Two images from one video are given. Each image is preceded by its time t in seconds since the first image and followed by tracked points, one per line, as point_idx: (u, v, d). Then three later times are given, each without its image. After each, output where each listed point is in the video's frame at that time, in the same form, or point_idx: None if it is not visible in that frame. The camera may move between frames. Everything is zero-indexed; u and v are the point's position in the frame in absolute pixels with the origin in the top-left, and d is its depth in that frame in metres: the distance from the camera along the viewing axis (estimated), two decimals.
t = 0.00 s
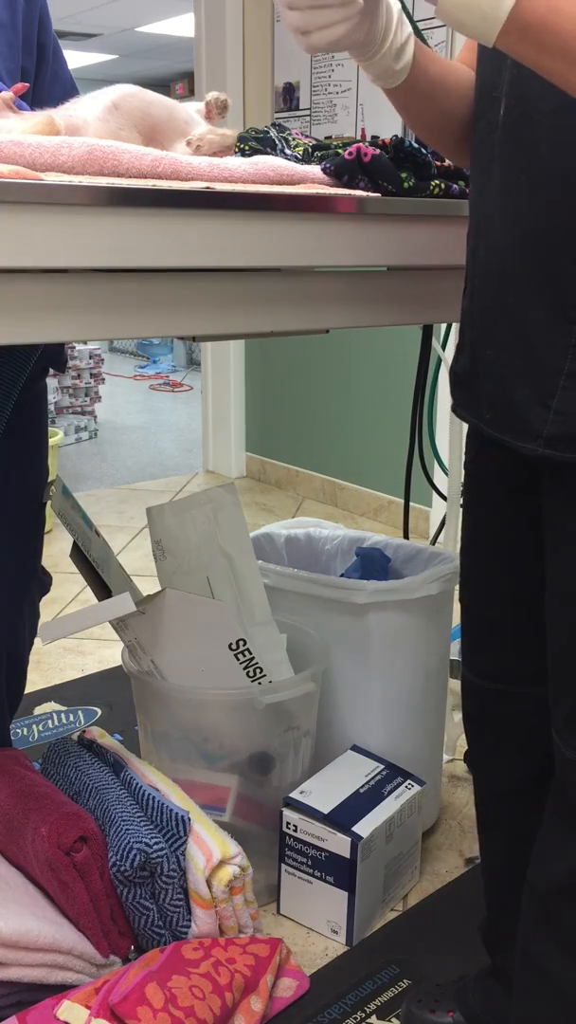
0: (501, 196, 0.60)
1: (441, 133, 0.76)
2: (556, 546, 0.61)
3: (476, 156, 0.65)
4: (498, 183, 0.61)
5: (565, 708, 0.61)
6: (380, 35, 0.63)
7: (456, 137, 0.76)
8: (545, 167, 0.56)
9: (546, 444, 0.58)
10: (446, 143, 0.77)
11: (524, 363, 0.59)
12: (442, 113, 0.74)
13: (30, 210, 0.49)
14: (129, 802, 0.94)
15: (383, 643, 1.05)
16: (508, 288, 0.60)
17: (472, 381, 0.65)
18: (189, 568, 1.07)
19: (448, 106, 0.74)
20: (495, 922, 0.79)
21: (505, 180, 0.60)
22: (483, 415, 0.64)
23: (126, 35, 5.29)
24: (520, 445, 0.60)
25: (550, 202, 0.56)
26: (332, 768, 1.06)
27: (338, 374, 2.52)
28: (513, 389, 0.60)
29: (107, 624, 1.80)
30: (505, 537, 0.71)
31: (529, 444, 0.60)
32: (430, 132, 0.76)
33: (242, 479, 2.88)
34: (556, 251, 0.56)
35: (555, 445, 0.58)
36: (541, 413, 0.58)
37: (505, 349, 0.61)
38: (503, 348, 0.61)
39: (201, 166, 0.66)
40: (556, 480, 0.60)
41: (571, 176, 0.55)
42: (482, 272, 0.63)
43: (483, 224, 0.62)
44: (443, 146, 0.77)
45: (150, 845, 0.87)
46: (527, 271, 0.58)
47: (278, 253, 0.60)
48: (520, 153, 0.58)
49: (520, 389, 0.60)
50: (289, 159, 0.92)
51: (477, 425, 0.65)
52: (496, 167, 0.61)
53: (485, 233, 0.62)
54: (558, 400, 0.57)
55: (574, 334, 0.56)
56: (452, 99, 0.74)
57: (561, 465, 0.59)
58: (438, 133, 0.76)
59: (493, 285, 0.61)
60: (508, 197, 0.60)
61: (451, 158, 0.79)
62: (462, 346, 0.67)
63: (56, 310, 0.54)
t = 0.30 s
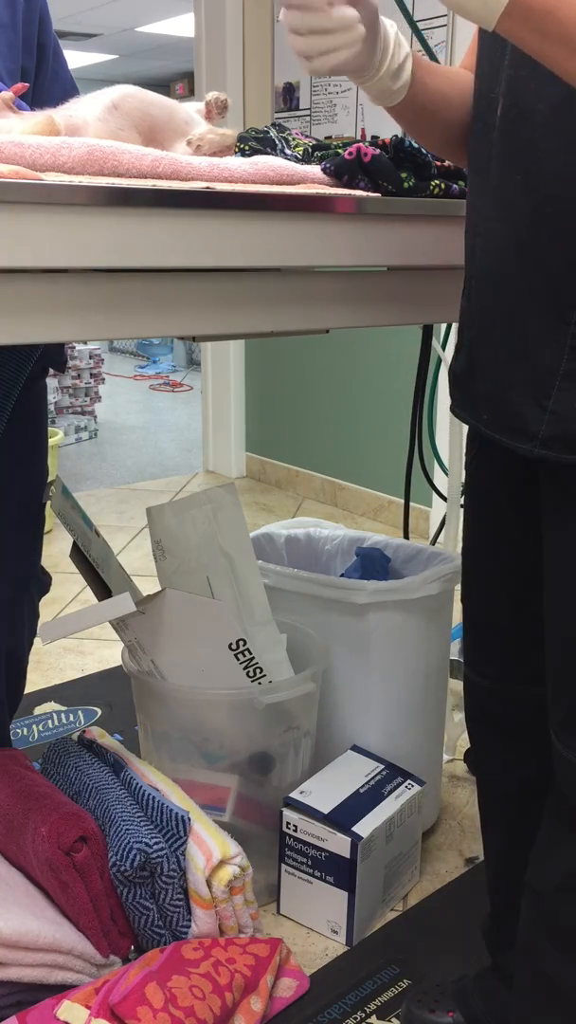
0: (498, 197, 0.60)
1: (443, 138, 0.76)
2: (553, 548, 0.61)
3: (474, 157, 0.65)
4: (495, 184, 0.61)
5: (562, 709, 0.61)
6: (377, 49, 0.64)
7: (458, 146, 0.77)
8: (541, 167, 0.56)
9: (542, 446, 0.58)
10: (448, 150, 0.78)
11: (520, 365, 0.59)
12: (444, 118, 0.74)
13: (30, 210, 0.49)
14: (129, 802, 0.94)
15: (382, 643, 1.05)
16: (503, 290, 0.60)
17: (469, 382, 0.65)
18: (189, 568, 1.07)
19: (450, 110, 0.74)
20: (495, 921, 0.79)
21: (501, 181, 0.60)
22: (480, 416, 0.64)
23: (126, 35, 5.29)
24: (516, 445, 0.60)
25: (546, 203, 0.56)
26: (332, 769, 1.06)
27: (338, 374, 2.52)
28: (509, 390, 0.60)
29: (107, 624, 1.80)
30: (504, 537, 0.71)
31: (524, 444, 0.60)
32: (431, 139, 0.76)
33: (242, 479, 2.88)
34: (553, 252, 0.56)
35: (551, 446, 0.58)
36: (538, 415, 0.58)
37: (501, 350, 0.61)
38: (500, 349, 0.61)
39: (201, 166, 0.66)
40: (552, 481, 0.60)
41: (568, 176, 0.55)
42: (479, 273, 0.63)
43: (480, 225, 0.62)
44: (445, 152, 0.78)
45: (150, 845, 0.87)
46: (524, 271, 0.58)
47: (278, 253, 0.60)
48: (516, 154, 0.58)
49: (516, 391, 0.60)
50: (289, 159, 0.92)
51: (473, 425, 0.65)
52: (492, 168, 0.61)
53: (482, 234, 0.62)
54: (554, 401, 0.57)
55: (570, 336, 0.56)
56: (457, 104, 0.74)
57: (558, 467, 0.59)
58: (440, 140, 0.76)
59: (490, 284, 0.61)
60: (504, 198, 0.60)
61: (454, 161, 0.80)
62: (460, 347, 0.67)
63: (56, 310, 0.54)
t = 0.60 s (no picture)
0: (497, 197, 0.60)
1: (445, 133, 0.76)
2: (553, 548, 0.61)
3: (474, 157, 0.65)
4: (494, 184, 0.61)
5: (561, 709, 0.61)
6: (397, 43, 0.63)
7: (459, 142, 0.77)
8: (541, 167, 0.56)
9: (541, 446, 0.58)
10: (449, 146, 0.78)
11: (520, 365, 0.59)
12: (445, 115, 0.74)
13: (30, 210, 0.49)
14: (129, 802, 0.94)
15: (382, 643, 1.05)
16: (503, 290, 0.60)
17: (469, 382, 0.65)
18: (189, 568, 1.07)
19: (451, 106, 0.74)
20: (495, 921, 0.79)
21: (501, 181, 0.60)
22: (480, 417, 0.64)
23: (126, 35, 5.29)
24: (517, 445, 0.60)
25: (545, 203, 0.56)
26: (332, 769, 1.06)
27: (338, 374, 2.52)
28: (509, 390, 0.60)
29: (107, 624, 1.80)
30: (504, 537, 0.71)
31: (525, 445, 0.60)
32: (433, 132, 0.76)
33: (242, 479, 2.88)
34: (551, 252, 0.56)
35: (550, 446, 0.58)
36: (537, 415, 0.58)
37: (501, 351, 0.61)
38: (499, 349, 0.61)
39: (201, 166, 0.66)
40: (552, 482, 0.60)
41: (566, 177, 0.55)
42: (479, 273, 0.63)
43: (480, 225, 0.62)
44: (445, 147, 0.78)
45: (150, 846, 0.87)
46: (523, 272, 0.58)
47: (278, 253, 0.60)
48: (515, 155, 0.58)
49: (515, 391, 0.60)
50: (289, 159, 0.92)
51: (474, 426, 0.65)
52: (492, 168, 0.61)
53: (482, 234, 0.62)
54: (553, 402, 0.57)
55: (569, 336, 0.56)
56: (459, 101, 0.74)
57: (558, 467, 0.59)
58: (443, 135, 0.76)
59: (490, 285, 0.61)
60: (503, 199, 0.60)
61: (454, 159, 0.80)
62: (460, 347, 0.67)
63: (55, 310, 0.54)
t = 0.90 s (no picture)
0: (499, 199, 0.61)
1: (445, 136, 0.76)
2: (555, 548, 0.61)
3: (476, 158, 0.65)
4: (496, 185, 0.61)
5: (563, 709, 0.61)
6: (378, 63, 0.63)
7: (458, 143, 0.77)
8: (543, 168, 0.56)
9: (544, 447, 0.58)
10: (450, 147, 0.77)
11: (523, 366, 0.59)
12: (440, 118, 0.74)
13: (29, 210, 0.48)
14: (129, 802, 0.94)
15: (382, 643, 1.05)
16: (505, 291, 0.60)
17: (472, 383, 0.65)
18: (189, 568, 1.07)
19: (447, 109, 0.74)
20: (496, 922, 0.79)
21: (503, 182, 0.60)
22: (483, 417, 0.64)
23: (126, 35, 5.29)
24: (519, 446, 0.60)
25: (547, 203, 0.56)
26: (332, 769, 1.06)
27: (338, 374, 2.52)
28: (511, 391, 0.60)
29: (107, 624, 1.80)
30: (505, 538, 0.71)
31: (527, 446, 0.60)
32: (432, 136, 0.76)
33: (242, 479, 2.88)
34: (553, 253, 0.56)
35: (553, 447, 0.58)
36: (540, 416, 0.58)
37: (504, 351, 0.61)
38: (501, 350, 0.61)
39: (201, 166, 0.66)
40: (554, 482, 0.60)
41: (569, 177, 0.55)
42: (481, 274, 0.63)
43: (482, 226, 0.62)
44: (445, 149, 0.77)
45: (150, 846, 0.87)
46: (525, 272, 0.58)
47: (278, 253, 0.60)
48: (517, 155, 0.58)
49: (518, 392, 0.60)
50: (289, 159, 0.92)
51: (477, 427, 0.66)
52: (494, 169, 0.61)
53: (484, 235, 0.62)
54: (556, 402, 0.57)
55: (572, 336, 0.56)
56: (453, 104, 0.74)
57: (561, 468, 0.59)
58: (443, 137, 0.76)
59: (491, 287, 0.62)
60: (505, 199, 0.60)
61: (454, 161, 0.80)
62: (462, 348, 0.67)
63: (54, 310, 0.54)
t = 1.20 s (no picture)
0: (501, 198, 0.60)
1: (444, 136, 0.75)
2: (556, 548, 0.61)
3: (477, 158, 0.65)
4: (498, 185, 0.61)
5: (565, 710, 0.61)
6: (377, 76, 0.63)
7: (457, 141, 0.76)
8: (544, 168, 0.56)
9: (547, 447, 0.58)
10: (449, 147, 0.77)
11: (524, 366, 0.59)
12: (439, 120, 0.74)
13: (29, 210, 0.48)
14: (129, 802, 0.94)
15: (382, 643, 1.05)
16: (506, 292, 0.60)
17: (473, 383, 0.65)
18: (189, 568, 1.07)
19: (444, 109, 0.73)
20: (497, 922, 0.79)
21: (504, 182, 0.60)
22: (483, 417, 0.64)
23: (126, 35, 5.29)
24: (520, 447, 0.60)
25: (548, 203, 0.56)
26: (332, 768, 1.06)
27: (338, 374, 2.52)
28: (512, 391, 0.60)
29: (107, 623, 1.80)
30: (505, 538, 0.71)
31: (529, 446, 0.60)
32: (431, 138, 0.75)
33: (242, 479, 2.88)
34: (555, 253, 0.56)
35: (555, 447, 0.58)
36: (543, 416, 0.58)
37: (505, 352, 0.61)
38: (502, 350, 0.61)
39: (201, 166, 0.66)
40: (556, 483, 0.60)
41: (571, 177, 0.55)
42: (482, 274, 0.63)
43: (483, 226, 0.63)
44: (446, 151, 0.78)
45: (150, 846, 0.87)
46: (527, 273, 0.58)
47: (279, 252, 0.60)
48: (517, 154, 0.58)
49: (519, 393, 0.60)
50: (289, 159, 0.92)
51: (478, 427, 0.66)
52: (495, 170, 0.61)
53: (485, 234, 0.62)
54: (559, 403, 0.57)
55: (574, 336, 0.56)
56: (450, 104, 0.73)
57: (562, 468, 0.59)
58: (442, 138, 0.76)
59: (492, 287, 0.62)
60: (506, 199, 0.60)
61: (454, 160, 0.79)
62: (463, 348, 0.67)
63: (54, 310, 0.54)
